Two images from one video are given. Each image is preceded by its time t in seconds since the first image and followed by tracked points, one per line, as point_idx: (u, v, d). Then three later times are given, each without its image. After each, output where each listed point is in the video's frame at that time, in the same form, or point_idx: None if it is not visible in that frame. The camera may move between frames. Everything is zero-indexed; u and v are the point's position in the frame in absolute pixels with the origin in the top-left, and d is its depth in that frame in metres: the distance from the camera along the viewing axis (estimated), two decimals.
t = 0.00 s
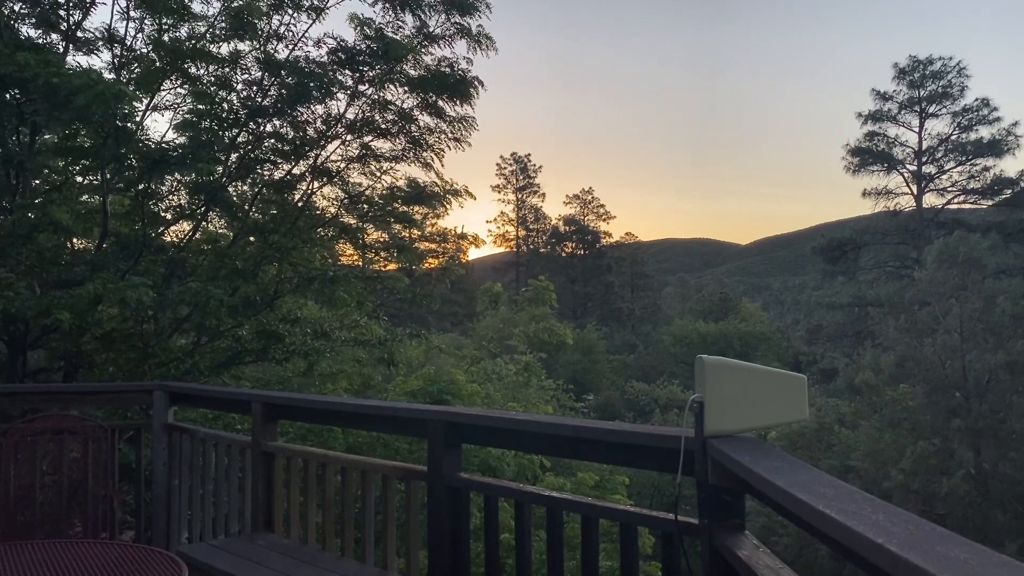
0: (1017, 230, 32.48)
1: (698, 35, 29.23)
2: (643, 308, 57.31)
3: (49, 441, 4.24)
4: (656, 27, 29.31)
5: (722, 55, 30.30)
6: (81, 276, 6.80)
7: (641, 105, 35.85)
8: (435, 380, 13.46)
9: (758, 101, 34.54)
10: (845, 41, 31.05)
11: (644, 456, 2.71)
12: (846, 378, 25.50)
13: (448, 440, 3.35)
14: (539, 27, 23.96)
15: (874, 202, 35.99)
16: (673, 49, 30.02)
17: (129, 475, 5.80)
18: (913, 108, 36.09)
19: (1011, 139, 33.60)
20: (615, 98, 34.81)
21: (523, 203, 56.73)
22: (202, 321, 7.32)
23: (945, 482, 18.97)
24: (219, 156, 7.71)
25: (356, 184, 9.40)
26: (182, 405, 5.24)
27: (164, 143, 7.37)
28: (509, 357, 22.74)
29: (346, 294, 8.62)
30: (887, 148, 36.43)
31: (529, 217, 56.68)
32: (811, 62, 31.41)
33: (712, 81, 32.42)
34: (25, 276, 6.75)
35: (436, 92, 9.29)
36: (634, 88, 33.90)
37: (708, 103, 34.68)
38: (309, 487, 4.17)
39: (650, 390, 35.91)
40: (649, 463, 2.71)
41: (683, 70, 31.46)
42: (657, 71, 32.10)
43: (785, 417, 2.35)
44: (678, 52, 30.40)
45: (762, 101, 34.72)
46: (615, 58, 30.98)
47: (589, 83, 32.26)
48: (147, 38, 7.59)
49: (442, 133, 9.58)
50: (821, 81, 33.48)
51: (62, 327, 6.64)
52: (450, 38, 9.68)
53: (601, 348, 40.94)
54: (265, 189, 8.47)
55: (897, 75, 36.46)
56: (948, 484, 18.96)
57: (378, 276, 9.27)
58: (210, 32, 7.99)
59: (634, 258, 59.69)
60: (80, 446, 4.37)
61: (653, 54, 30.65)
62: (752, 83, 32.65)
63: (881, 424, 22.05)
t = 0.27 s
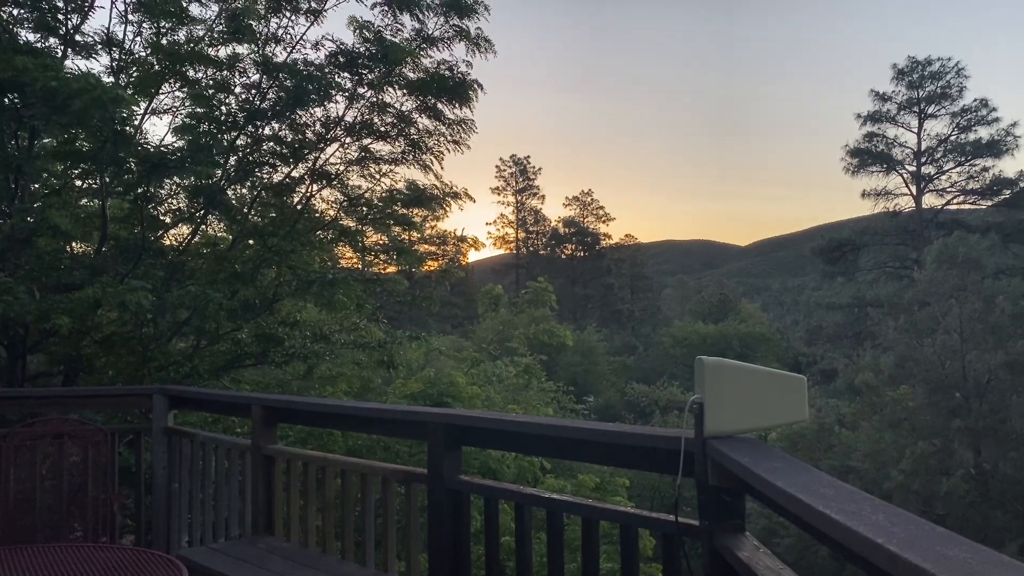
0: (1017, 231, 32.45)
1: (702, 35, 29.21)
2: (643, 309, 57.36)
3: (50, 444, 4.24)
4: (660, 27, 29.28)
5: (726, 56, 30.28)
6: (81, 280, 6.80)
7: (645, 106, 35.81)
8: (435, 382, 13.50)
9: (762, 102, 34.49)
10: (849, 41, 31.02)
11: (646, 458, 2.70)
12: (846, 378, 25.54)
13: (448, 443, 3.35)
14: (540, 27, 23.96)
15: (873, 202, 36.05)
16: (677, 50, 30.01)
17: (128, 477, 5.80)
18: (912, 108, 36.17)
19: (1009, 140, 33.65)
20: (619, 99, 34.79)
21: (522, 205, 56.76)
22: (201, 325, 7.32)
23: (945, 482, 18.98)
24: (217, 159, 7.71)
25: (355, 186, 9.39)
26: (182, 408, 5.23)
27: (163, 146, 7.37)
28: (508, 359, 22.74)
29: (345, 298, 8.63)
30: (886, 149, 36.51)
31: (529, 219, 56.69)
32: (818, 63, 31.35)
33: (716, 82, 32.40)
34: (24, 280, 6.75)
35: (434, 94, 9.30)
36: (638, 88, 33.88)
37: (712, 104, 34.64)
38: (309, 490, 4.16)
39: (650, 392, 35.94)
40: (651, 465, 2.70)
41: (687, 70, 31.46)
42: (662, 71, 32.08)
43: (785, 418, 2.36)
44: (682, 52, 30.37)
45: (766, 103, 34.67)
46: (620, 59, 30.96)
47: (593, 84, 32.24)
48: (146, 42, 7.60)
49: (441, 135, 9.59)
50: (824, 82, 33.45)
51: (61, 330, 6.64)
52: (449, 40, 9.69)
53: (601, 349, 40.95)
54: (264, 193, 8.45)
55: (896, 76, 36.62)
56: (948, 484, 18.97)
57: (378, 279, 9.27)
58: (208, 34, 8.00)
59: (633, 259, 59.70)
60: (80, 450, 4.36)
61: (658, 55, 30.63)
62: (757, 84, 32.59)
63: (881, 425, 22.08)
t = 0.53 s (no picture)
0: (1015, 231, 32.46)
1: (701, 36, 29.36)
2: (642, 311, 57.39)
3: (48, 448, 4.23)
4: (659, 27, 29.52)
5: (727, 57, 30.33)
6: (79, 283, 6.80)
7: (646, 107, 35.89)
8: (434, 385, 13.52)
9: (762, 103, 34.50)
10: (848, 43, 31.06)
11: (644, 459, 2.70)
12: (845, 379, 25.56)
13: (446, 445, 3.35)
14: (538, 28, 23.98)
15: (871, 203, 36.12)
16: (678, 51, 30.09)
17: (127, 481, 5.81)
18: (909, 110, 36.27)
19: (1007, 140, 33.72)
20: (619, 100, 34.87)
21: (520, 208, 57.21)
22: (200, 328, 7.32)
23: (944, 482, 18.99)
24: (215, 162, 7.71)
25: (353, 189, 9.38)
26: (180, 411, 5.22)
27: (160, 149, 7.36)
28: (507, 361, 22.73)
29: (343, 300, 8.62)
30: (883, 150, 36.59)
31: (527, 221, 56.98)
32: (818, 64, 31.37)
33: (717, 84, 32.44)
34: (22, 284, 6.75)
35: (432, 97, 9.30)
36: (638, 90, 33.94)
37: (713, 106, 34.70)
38: (307, 493, 4.15)
39: (649, 394, 35.94)
40: (649, 467, 2.69)
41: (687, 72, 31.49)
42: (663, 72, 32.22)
43: (784, 418, 2.37)
44: (682, 53, 30.48)
45: (767, 104, 34.67)
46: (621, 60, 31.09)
47: (594, 85, 32.39)
48: (143, 45, 7.61)
49: (439, 138, 9.58)
50: (825, 83, 33.49)
51: (59, 334, 6.63)
52: (446, 43, 9.70)
53: (600, 351, 40.96)
54: (262, 196, 8.45)
55: (894, 78, 36.78)
56: (947, 485, 18.98)
57: (376, 281, 9.27)
58: (205, 38, 8.01)
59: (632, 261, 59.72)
60: (78, 454, 4.36)
61: (659, 56, 30.73)
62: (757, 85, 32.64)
63: (880, 425, 22.10)
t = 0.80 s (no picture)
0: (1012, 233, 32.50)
1: (701, 38, 29.28)
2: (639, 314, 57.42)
3: (44, 453, 4.22)
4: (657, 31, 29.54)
5: (729, 59, 30.34)
6: (76, 287, 6.78)
7: (646, 108, 35.87)
8: (431, 388, 13.53)
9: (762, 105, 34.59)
10: (847, 44, 31.19)
11: (641, 463, 2.68)
12: (842, 382, 25.59)
13: (444, 449, 3.34)
14: (536, 31, 23.99)
15: (868, 206, 36.20)
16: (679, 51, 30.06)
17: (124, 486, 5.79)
18: (906, 113, 36.38)
19: (1003, 143, 33.81)
20: (619, 101, 34.86)
21: (517, 211, 57.82)
22: (197, 332, 7.31)
23: (942, 485, 19.00)
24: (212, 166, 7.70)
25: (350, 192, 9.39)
26: (177, 415, 5.21)
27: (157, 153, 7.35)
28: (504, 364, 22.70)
29: (340, 303, 8.60)
30: (880, 153, 36.69)
31: (524, 225, 57.47)
32: (819, 64, 31.50)
33: (718, 84, 32.45)
34: (19, 287, 6.74)
35: (429, 100, 9.31)
36: (638, 91, 33.96)
37: (713, 108, 34.75)
38: (305, 497, 4.13)
39: (646, 397, 35.93)
40: (647, 471, 2.67)
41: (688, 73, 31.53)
42: (664, 74, 32.12)
43: (781, 422, 2.36)
44: (680, 57, 30.54)
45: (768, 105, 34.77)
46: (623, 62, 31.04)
47: (595, 86, 32.33)
48: (140, 49, 7.61)
49: (436, 140, 9.58)
50: (825, 83, 33.56)
51: (56, 338, 6.63)
52: (443, 46, 9.70)
53: (597, 354, 40.95)
54: (259, 199, 8.45)
55: (890, 81, 36.94)
56: (944, 487, 18.98)
57: (373, 285, 9.27)
58: (202, 42, 8.01)
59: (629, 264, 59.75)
60: (75, 458, 4.34)
61: (661, 58, 30.71)
62: (755, 88, 32.70)
63: (877, 428, 22.12)
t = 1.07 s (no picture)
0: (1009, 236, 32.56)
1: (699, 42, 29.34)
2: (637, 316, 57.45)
3: (42, 456, 4.22)
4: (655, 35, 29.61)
5: (727, 61, 30.27)
6: (73, 290, 6.77)
7: (644, 111, 35.78)
8: (429, 391, 13.56)
9: (760, 108, 34.67)
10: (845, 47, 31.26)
11: (640, 467, 2.68)
12: (839, 384, 25.69)
13: (443, 453, 3.34)
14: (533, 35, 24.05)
15: (865, 209, 36.30)
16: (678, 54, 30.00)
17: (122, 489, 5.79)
18: (903, 115, 36.53)
19: (1000, 146, 33.91)
20: (617, 103, 34.78)
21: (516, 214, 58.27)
22: (195, 335, 7.30)
23: (939, 487, 19.02)
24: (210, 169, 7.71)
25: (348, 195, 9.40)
26: (176, 418, 5.22)
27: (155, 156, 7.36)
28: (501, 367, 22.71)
29: (337, 306, 8.59)
30: (878, 155, 36.82)
31: (522, 227, 57.88)
32: (818, 65, 31.50)
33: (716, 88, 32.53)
34: (17, 291, 6.74)
35: (426, 103, 9.33)
36: (637, 93, 33.88)
37: (711, 111, 34.68)
38: (303, 500, 4.14)
39: (644, 400, 35.93)
40: (646, 476, 2.68)
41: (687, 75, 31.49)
42: (663, 76, 32.11)
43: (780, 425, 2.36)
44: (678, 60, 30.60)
45: (766, 107, 34.71)
46: (621, 64, 30.94)
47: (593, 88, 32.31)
48: (139, 52, 7.64)
49: (434, 143, 9.59)
50: (824, 85, 33.52)
51: (55, 342, 6.63)
52: (441, 49, 9.71)
53: (595, 357, 40.95)
54: (257, 202, 8.47)
55: (887, 84, 37.25)
56: (942, 490, 19.00)
57: (371, 288, 9.28)
58: (201, 45, 8.03)
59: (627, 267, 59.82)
60: (73, 461, 4.35)
61: (659, 61, 30.65)
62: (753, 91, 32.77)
63: (875, 431, 22.16)
